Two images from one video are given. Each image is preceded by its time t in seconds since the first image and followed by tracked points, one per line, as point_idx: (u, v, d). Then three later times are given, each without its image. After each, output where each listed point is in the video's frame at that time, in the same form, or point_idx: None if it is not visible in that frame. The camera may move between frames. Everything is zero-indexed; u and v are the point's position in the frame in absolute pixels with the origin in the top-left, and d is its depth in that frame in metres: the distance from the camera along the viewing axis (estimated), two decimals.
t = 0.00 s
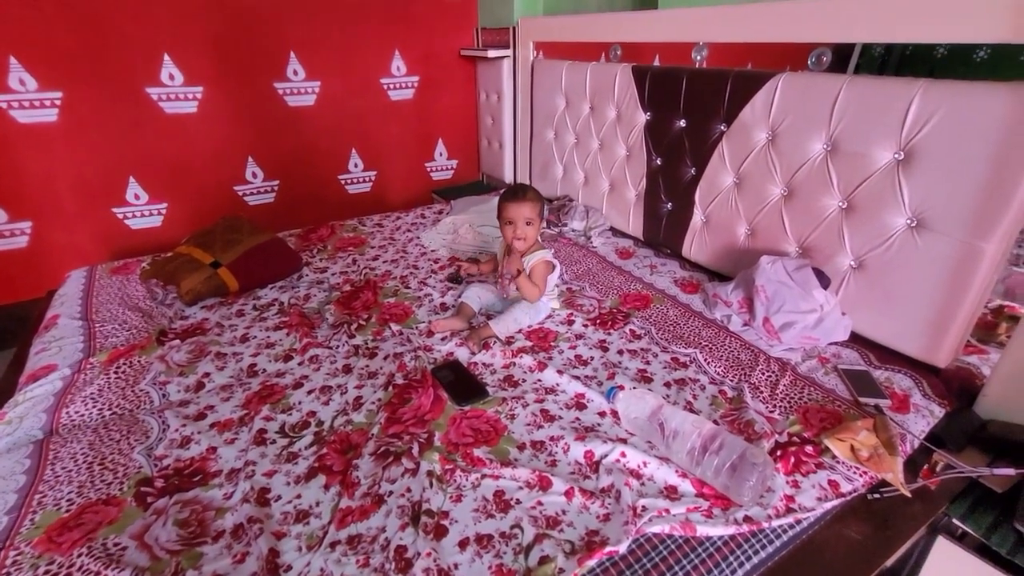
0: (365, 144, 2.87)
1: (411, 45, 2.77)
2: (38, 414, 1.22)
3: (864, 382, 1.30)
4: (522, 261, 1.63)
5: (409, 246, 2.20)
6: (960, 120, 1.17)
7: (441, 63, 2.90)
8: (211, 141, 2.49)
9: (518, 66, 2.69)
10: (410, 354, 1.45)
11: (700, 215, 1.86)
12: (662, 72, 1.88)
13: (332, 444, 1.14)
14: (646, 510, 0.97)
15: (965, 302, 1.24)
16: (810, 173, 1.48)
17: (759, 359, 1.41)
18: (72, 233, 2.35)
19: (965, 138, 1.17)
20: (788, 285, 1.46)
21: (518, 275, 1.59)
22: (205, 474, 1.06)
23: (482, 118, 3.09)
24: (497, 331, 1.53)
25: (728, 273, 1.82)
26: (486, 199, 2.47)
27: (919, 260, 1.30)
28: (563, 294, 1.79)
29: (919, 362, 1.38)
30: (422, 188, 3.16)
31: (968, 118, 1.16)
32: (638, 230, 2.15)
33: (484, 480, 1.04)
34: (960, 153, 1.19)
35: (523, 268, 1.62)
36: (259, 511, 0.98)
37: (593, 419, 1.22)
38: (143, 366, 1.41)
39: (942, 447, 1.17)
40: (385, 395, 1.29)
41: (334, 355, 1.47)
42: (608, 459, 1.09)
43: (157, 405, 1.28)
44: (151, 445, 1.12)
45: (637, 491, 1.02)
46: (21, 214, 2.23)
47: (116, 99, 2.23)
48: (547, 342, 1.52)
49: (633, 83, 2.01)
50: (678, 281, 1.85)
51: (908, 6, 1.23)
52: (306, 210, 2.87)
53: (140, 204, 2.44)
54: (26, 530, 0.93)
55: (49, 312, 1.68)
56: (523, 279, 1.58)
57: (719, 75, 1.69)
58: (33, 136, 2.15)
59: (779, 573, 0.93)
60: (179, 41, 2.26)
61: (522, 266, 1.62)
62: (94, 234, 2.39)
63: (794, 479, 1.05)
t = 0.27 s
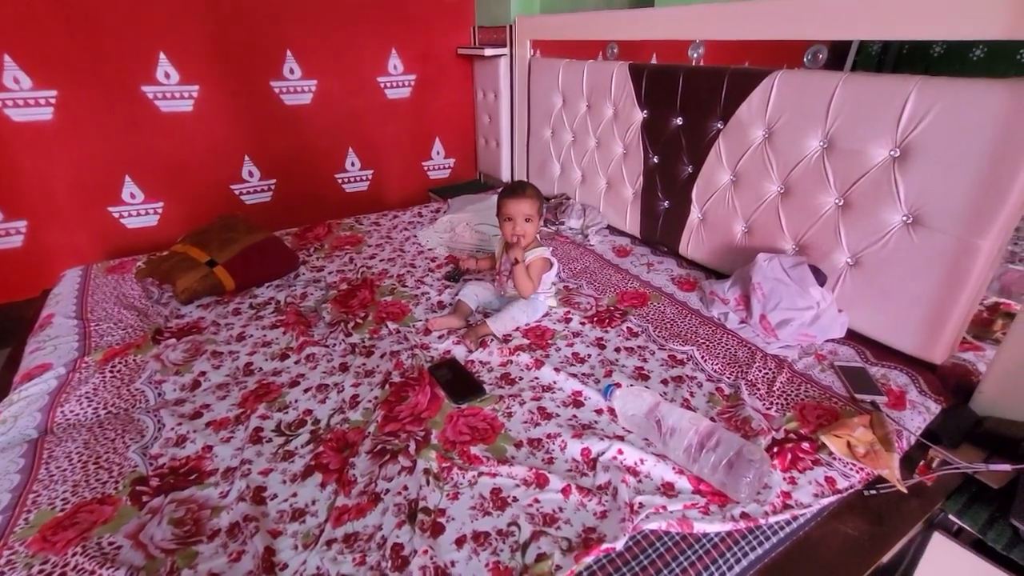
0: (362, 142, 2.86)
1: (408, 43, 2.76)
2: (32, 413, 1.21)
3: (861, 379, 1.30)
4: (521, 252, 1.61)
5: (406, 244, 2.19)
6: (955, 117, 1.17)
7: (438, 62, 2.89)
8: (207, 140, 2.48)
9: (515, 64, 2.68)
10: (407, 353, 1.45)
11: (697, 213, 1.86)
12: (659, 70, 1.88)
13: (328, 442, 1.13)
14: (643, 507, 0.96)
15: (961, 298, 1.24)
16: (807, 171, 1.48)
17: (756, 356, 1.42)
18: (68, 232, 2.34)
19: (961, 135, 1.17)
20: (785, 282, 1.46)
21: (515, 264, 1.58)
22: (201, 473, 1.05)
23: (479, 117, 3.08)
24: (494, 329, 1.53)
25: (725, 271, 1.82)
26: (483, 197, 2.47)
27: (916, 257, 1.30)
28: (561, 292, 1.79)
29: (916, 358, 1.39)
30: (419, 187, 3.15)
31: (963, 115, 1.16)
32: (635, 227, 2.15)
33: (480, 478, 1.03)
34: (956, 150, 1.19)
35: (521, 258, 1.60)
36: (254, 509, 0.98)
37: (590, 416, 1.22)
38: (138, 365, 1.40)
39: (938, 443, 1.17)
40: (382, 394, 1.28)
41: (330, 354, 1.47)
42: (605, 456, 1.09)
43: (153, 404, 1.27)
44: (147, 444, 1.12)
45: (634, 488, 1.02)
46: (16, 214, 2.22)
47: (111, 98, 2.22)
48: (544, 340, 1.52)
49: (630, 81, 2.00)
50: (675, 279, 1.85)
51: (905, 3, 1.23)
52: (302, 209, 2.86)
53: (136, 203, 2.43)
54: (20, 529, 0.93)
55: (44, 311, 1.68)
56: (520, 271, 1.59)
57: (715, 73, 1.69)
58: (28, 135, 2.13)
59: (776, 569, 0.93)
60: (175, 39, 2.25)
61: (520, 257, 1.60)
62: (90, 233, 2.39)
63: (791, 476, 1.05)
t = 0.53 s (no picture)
0: (360, 144, 2.86)
1: (406, 44, 2.76)
2: (29, 417, 1.21)
3: (859, 380, 1.31)
4: (519, 251, 1.61)
5: (404, 246, 2.19)
6: (952, 119, 1.18)
7: (436, 63, 2.89)
8: (205, 142, 2.47)
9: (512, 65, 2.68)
10: (405, 355, 1.45)
11: (695, 214, 1.86)
12: (656, 71, 1.88)
13: (326, 445, 1.13)
14: (642, 509, 0.96)
15: (958, 300, 1.24)
16: (804, 172, 1.49)
17: (754, 358, 1.42)
18: (65, 234, 2.33)
19: (957, 137, 1.18)
20: (783, 284, 1.46)
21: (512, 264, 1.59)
22: (198, 477, 1.05)
23: (477, 118, 3.08)
24: (492, 331, 1.53)
25: (723, 272, 1.82)
26: (481, 198, 2.47)
27: (913, 258, 1.30)
28: (559, 294, 1.79)
29: (913, 360, 1.39)
30: (417, 188, 3.15)
31: (960, 117, 1.16)
32: (633, 229, 2.15)
33: (479, 481, 1.03)
34: (953, 151, 1.19)
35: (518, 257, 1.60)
36: (252, 513, 0.98)
37: (588, 418, 1.22)
38: (136, 368, 1.40)
39: (936, 444, 1.18)
40: (380, 396, 1.28)
41: (328, 356, 1.47)
42: (603, 458, 1.08)
43: (150, 408, 1.27)
44: (144, 448, 1.11)
45: (633, 491, 1.02)
46: (12, 216, 2.21)
47: (108, 100, 2.22)
48: (543, 342, 1.52)
49: (628, 83, 2.01)
50: (673, 280, 1.86)
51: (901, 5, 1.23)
52: (301, 210, 2.86)
53: (134, 205, 2.43)
54: (16, 534, 0.92)
55: (41, 314, 1.67)
56: (516, 271, 1.58)
57: (713, 74, 1.69)
58: (25, 137, 2.13)
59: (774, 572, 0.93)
60: (172, 41, 2.25)
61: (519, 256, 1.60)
62: (87, 235, 2.38)
63: (789, 478, 1.05)
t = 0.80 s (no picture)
0: (359, 144, 2.86)
1: (404, 45, 2.77)
2: (28, 417, 1.21)
3: (855, 379, 1.31)
4: (518, 252, 1.62)
5: (403, 246, 2.19)
6: (947, 120, 1.18)
7: (434, 63, 2.89)
8: (203, 142, 2.48)
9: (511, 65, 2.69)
10: (403, 355, 1.46)
11: (692, 214, 1.87)
12: (654, 72, 1.89)
13: (325, 445, 1.14)
14: (638, 507, 0.97)
15: (953, 299, 1.25)
16: (801, 172, 1.49)
17: (751, 357, 1.42)
18: (63, 235, 2.34)
19: (952, 137, 1.18)
20: (779, 283, 1.47)
21: (510, 265, 1.59)
22: (197, 476, 1.06)
23: (475, 118, 3.09)
24: (491, 330, 1.53)
25: (721, 272, 1.83)
26: (480, 199, 2.47)
27: (908, 258, 1.31)
28: (557, 294, 1.80)
29: (909, 359, 1.40)
30: (416, 189, 3.16)
31: (955, 117, 1.17)
32: (631, 229, 2.15)
33: (477, 479, 1.04)
34: (947, 152, 1.20)
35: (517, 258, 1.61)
36: (251, 512, 0.98)
37: (586, 417, 1.22)
38: (135, 368, 1.40)
39: (931, 442, 1.19)
40: (379, 396, 1.29)
41: (327, 356, 1.47)
42: (600, 457, 1.09)
43: (149, 407, 1.27)
44: (143, 448, 1.12)
45: (630, 489, 1.02)
46: (11, 217, 2.21)
47: (107, 100, 2.22)
48: (541, 341, 1.52)
49: (626, 84, 2.01)
50: (671, 280, 1.86)
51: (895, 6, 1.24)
52: (299, 211, 2.86)
53: (132, 205, 2.43)
54: (16, 533, 0.93)
55: (40, 315, 1.67)
56: (514, 272, 1.60)
57: (710, 75, 1.70)
58: (23, 137, 2.13)
59: (771, 569, 0.93)
60: (171, 41, 2.25)
61: (518, 256, 1.61)
62: (86, 235, 2.38)
63: (785, 475, 1.06)
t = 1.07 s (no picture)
0: (356, 144, 2.86)
1: (401, 45, 2.76)
2: (24, 417, 1.21)
3: (850, 378, 1.32)
4: (513, 251, 1.62)
5: (399, 246, 2.19)
6: (940, 119, 1.19)
7: (432, 63, 2.90)
8: (200, 142, 2.47)
9: (508, 65, 2.69)
10: (400, 354, 1.46)
11: (689, 214, 1.87)
12: (650, 72, 1.89)
13: (321, 444, 1.14)
14: (633, 506, 0.97)
15: (947, 298, 1.26)
16: (796, 172, 1.50)
17: (746, 356, 1.43)
18: (60, 235, 2.33)
19: (945, 136, 1.19)
20: (775, 282, 1.47)
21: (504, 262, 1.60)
22: (193, 475, 1.06)
23: (473, 118, 3.09)
24: (487, 330, 1.54)
25: (717, 271, 1.83)
26: (477, 198, 2.47)
27: (903, 257, 1.31)
28: (553, 293, 1.80)
29: (904, 357, 1.40)
30: (413, 188, 3.16)
31: (948, 117, 1.18)
32: (628, 228, 2.16)
33: (472, 478, 1.04)
34: (941, 151, 1.20)
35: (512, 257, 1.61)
36: (246, 511, 0.98)
37: (582, 417, 1.22)
38: (130, 368, 1.40)
39: (926, 441, 1.19)
40: (375, 395, 1.29)
41: (324, 356, 1.47)
42: (596, 456, 1.09)
43: (145, 407, 1.27)
44: (139, 448, 1.12)
45: (625, 488, 1.02)
46: (6, 217, 2.21)
47: (103, 100, 2.22)
48: (537, 341, 1.52)
49: (622, 83, 2.02)
50: (667, 279, 1.87)
51: (890, 6, 1.24)
52: (296, 211, 2.86)
53: (129, 205, 2.43)
54: (10, 533, 0.93)
55: (35, 315, 1.67)
56: (508, 270, 1.60)
57: (706, 74, 1.70)
58: (19, 137, 2.13)
59: (765, 567, 0.94)
60: (167, 41, 2.25)
61: (513, 255, 1.61)
62: (82, 235, 2.38)
63: (780, 474, 1.06)
